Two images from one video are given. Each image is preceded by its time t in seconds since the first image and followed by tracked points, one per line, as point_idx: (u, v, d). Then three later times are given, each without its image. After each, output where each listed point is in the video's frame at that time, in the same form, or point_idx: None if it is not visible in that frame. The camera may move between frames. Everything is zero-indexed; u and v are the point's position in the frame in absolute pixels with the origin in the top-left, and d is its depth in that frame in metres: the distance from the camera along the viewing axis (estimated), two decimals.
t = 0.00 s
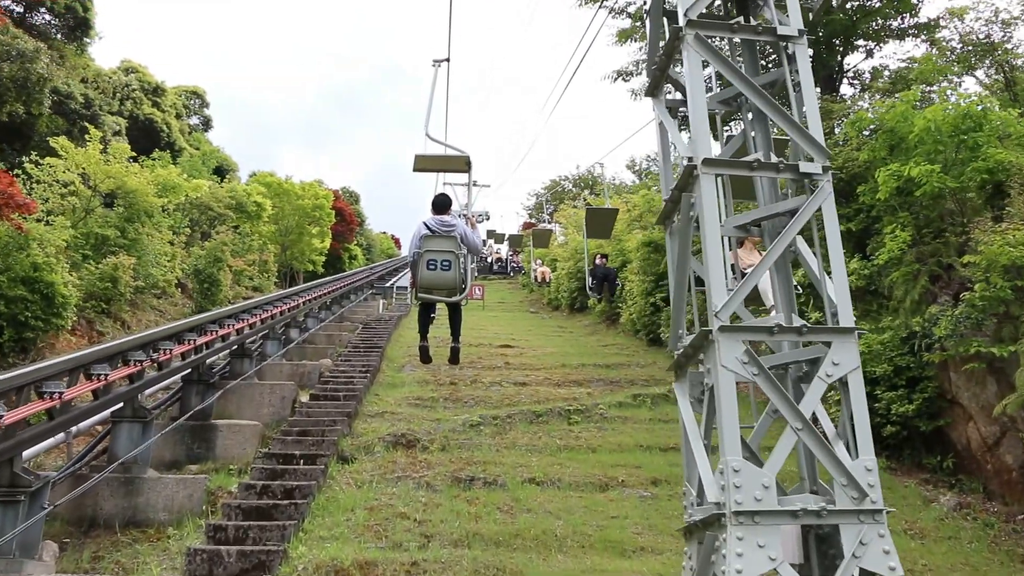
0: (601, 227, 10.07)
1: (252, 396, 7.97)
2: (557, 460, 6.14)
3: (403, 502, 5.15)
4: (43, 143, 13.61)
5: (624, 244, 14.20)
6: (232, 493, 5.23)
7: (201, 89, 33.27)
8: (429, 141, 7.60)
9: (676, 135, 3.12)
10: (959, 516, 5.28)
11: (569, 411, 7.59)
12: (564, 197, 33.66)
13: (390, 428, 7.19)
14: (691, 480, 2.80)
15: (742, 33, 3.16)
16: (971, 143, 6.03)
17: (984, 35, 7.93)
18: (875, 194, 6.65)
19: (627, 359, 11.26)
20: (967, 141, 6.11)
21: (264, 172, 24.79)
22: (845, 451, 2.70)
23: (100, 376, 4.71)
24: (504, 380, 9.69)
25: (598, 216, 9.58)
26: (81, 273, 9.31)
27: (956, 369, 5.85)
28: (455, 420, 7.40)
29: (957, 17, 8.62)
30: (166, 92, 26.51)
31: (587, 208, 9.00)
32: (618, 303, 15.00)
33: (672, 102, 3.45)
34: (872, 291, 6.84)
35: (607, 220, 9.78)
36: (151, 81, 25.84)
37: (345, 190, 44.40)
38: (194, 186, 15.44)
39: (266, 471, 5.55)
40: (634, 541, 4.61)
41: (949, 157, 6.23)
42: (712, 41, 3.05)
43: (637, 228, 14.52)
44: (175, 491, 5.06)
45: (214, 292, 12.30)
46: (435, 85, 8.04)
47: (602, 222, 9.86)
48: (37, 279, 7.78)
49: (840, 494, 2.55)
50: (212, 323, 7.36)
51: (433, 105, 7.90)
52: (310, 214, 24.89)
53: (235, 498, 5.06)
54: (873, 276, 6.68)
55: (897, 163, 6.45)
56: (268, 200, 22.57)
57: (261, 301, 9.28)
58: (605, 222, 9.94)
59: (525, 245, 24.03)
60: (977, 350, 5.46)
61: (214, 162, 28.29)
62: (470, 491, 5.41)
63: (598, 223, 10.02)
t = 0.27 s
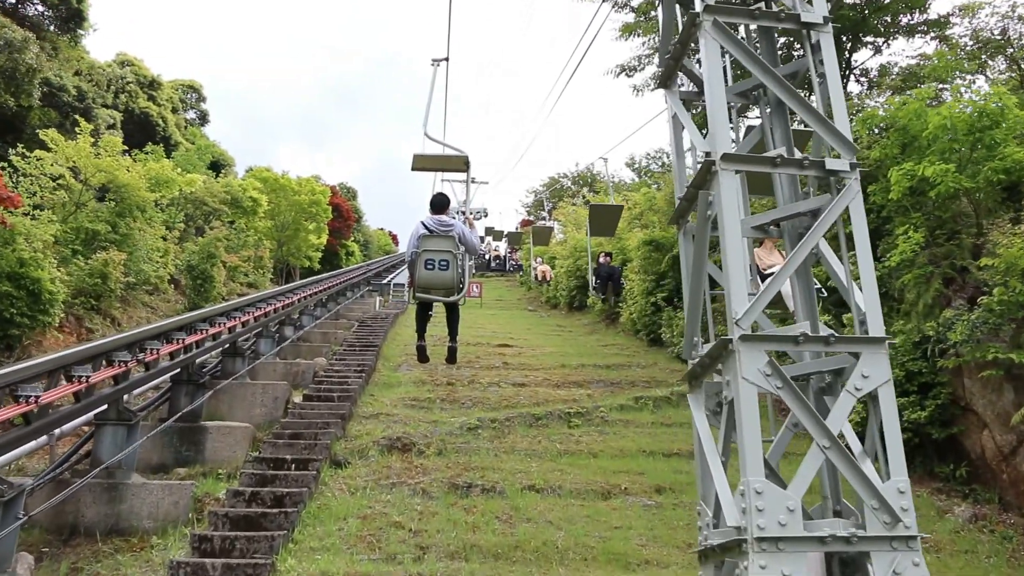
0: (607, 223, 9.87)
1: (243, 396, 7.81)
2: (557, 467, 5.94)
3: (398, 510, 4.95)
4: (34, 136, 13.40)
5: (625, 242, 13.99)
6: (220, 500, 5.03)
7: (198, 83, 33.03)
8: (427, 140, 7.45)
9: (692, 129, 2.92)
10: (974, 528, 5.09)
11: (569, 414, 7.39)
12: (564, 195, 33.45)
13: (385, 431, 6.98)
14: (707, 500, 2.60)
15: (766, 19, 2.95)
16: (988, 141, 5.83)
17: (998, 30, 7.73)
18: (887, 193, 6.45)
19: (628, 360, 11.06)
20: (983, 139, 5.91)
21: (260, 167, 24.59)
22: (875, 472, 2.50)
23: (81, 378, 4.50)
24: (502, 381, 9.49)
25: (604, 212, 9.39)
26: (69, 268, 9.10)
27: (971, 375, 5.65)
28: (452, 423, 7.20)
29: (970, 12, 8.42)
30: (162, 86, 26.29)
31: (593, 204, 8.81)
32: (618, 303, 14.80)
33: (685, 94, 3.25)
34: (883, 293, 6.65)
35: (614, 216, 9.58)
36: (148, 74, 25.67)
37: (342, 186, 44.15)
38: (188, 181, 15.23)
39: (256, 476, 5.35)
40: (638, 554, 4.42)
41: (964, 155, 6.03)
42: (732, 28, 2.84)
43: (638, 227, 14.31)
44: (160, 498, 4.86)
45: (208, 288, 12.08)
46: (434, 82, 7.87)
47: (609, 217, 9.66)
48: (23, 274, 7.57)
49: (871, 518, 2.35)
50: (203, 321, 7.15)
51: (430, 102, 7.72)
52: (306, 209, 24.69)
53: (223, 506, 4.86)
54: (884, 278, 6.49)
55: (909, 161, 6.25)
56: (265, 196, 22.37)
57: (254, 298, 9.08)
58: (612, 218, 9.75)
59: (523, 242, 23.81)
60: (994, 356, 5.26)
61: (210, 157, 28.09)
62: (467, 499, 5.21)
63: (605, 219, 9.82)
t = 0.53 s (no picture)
0: (613, 222, 9.68)
1: (237, 403, 7.61)
2: (560, 477, 5.73)
3: (395, 524, 4.75)
4: (27, 136, 13.22)
5: (627, 243, 13.79)
6: (210, 513, 4.83)
7: (195, 83, 32.85)
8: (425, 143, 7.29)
9: (709, 124, 2.72)
10: (995, 542, 4.89)
11: (572, 421, 7.18)
12: (564, 196, 33.26)
13: (382, 439, 6.78)
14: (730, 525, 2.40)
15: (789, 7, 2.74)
16: (1005, 139, 5.63)
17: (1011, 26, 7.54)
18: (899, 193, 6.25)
19: (630, 363, 10.86)
20: (999, 137, 5.71)
21: (258, 168, 24.41)
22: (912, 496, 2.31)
23: (62, 389, 4.29)
24: (503, 386, 9.29)
25: (611, 210, 9.19)
26: (60, 272, 8.91)
27: (990, 382, 5.45)
28: (451, 431, 6.99)
29: (981, 7, 8.22)
30: (159, 86, 26.11)
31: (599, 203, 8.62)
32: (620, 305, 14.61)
33: (700, 88, 3.05)
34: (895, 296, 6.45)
35: (619, 216, 9.39)
36: (144, 74, 25.51)
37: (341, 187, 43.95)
38: (184, 182, 15.04)
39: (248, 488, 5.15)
40: (647, 572, 4.22)
41: (980, 154, 5.83)
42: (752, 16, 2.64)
43: (640, 227, 14.12)
44: (148, 512, 4.66)
45: (203, 291, 11.88)
46: (433, 84, 7.70)
47: (615, 216, 9.47)
48: (11, 278, 7.38)
49: (912, 550, 2.17)
50: (194, 326, 6.94)
51: (428, 103, 7.54)
52: (304, 210, 24.51)
53: (213, 520, 4.66)
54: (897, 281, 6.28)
55: (923, 160, 6.05)
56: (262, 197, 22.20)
57: (249, 301, 8.87)
58: (618, 218, 9.55)
59: (523, 243, 23.61)
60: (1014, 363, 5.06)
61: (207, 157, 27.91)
62: (467, 512, 5.01)
63: (610, 218, 9.62)
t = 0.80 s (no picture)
0: (618, 222, 9.52)
1: (232, 404, 7.45)
2: (563, 485, 5.56)
3: (392, 534, 4.57)
4: (21, 133, 13.05)
5: (628, 243, 13.62)
6: (201, 523, 4.65)
7: (194, 81, 32.66)
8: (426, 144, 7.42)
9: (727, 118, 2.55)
10: (1015, 555, 4.71)
11: (575, 426, 7.01)
12: (564, 195, 33.07)
13: (380, 444, 6.60)
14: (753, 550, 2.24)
15: None
16: None
17: None
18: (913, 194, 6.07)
19: (633, 365, 10.68)
20: (1018, 136, 5.53)
21: (256, 166, 24.23)
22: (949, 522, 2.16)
23: (45, 394, 4.11)
24: (503, 388, 9.11)
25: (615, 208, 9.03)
26: (52, 271, 8.74)
27: (1008, 388, 5.27)
28: (451, 435, 6.82)
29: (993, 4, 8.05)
30: (157, 84, 25.94)
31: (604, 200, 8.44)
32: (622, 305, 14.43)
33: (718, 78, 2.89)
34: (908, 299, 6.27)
35: (624, 215, 9.22)
36: (143, 71, 25.35)
37: (340, 185, 43.78)
38: (181, 179, 14.86)
39: (240, 496, 4.98)
40: None
41: (997, 153, 5.65)
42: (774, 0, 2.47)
43: (642, 227, 13.95)
44: (136, 521, 4.49)
45: (198, 290, 11.69)
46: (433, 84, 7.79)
47: (620, 216, 9.30)
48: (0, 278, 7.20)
49: None
50: (188, 327, 6.75)
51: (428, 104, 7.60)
52: (303, 208, 24.34)
53: (204, 530, 4.49)
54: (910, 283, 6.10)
55: (937, 159, 5.87)
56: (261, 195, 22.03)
57: (245, 300, 8.69)
58: (623, 218, 9.38)
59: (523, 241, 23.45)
60: None
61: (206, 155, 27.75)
62: (467, 521, 4.83)
63: (615, 218, 9.46)
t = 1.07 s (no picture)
0: (626, 222, 9.32)
1: (226, 410, 7.25)
2: (567, 496, 5.35)
3: (389, 549, 4.37)
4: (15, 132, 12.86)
5: (631, 243, 13.42)
6: (189, 537, 4.45)
7: (192, 79, 32.47)
8: (424, 145, 7.46)
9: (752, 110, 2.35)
10: None
11: (578, 432, 6.81)
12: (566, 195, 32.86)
13: (377, 451, 6.40)
14: None
15: None
16: None
17: None
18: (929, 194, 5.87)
19: (637, 367, 10.48)
20: None
21: (255, 165, 24.04)
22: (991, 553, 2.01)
23: (23, 404, 3.90)
24: (505, 392, 8.91)
25: (621, 207, 8.84)
26: (43, 272, 8.54)
27: None
28: (450, 442, 6.62)
29: None
30: (155, 82, 25.75)
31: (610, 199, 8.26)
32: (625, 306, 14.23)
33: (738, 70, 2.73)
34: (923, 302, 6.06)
35: (632, 215, 9.02)
36: (141, 70, 25.17)
37: (340, 184, 43.58)
38: (177, 178, 14.66)
39: (231, 508, 4.77)
40: None
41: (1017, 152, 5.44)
42: None
43: (645, 227, 13.74)
44: (120, 536, 4.30)
45: (194, 291, 11.49)
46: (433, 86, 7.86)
47: (627, 215, 9.11)
48: None
49: None
50: (179, 330, 6.54)
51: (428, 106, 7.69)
52: (302, 208, 24.15)
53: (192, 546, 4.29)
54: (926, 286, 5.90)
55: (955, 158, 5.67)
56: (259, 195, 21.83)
57: (240, 302, 8.47)
58: (630, 217, 9.19)
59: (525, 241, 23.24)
60: None
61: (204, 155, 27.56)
62: (467, 535, 4.63)
63: (622, 217, 9.26)
